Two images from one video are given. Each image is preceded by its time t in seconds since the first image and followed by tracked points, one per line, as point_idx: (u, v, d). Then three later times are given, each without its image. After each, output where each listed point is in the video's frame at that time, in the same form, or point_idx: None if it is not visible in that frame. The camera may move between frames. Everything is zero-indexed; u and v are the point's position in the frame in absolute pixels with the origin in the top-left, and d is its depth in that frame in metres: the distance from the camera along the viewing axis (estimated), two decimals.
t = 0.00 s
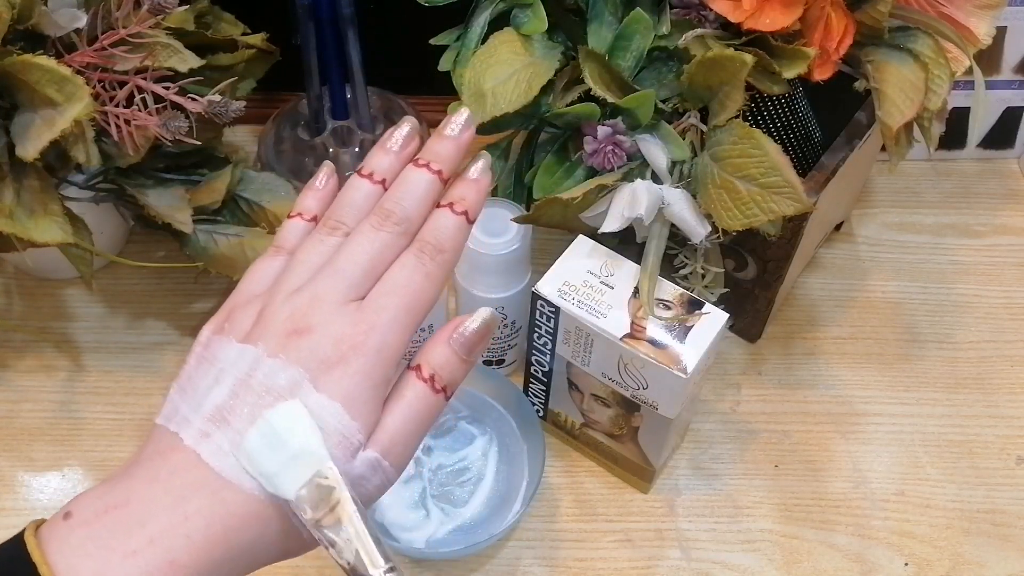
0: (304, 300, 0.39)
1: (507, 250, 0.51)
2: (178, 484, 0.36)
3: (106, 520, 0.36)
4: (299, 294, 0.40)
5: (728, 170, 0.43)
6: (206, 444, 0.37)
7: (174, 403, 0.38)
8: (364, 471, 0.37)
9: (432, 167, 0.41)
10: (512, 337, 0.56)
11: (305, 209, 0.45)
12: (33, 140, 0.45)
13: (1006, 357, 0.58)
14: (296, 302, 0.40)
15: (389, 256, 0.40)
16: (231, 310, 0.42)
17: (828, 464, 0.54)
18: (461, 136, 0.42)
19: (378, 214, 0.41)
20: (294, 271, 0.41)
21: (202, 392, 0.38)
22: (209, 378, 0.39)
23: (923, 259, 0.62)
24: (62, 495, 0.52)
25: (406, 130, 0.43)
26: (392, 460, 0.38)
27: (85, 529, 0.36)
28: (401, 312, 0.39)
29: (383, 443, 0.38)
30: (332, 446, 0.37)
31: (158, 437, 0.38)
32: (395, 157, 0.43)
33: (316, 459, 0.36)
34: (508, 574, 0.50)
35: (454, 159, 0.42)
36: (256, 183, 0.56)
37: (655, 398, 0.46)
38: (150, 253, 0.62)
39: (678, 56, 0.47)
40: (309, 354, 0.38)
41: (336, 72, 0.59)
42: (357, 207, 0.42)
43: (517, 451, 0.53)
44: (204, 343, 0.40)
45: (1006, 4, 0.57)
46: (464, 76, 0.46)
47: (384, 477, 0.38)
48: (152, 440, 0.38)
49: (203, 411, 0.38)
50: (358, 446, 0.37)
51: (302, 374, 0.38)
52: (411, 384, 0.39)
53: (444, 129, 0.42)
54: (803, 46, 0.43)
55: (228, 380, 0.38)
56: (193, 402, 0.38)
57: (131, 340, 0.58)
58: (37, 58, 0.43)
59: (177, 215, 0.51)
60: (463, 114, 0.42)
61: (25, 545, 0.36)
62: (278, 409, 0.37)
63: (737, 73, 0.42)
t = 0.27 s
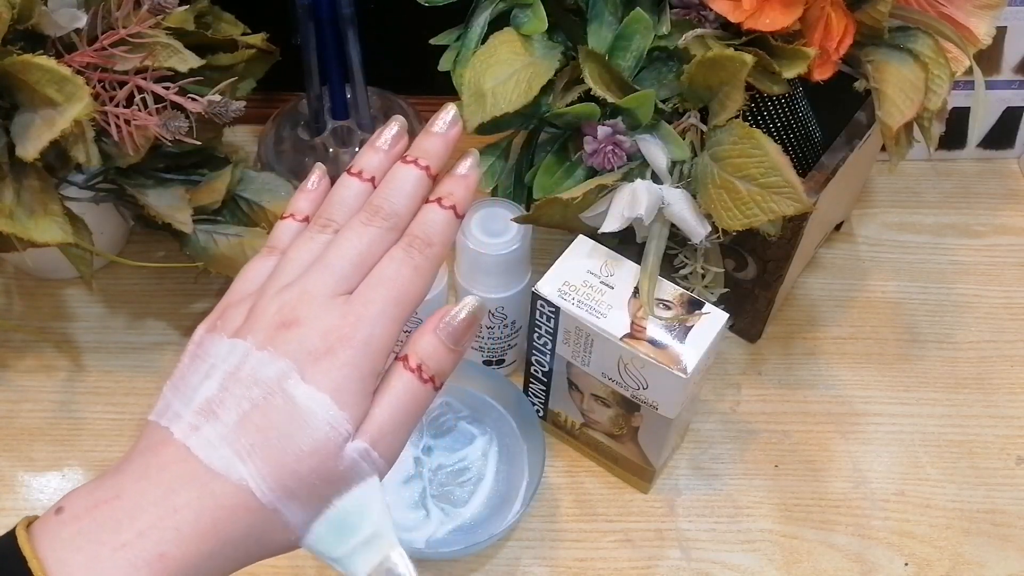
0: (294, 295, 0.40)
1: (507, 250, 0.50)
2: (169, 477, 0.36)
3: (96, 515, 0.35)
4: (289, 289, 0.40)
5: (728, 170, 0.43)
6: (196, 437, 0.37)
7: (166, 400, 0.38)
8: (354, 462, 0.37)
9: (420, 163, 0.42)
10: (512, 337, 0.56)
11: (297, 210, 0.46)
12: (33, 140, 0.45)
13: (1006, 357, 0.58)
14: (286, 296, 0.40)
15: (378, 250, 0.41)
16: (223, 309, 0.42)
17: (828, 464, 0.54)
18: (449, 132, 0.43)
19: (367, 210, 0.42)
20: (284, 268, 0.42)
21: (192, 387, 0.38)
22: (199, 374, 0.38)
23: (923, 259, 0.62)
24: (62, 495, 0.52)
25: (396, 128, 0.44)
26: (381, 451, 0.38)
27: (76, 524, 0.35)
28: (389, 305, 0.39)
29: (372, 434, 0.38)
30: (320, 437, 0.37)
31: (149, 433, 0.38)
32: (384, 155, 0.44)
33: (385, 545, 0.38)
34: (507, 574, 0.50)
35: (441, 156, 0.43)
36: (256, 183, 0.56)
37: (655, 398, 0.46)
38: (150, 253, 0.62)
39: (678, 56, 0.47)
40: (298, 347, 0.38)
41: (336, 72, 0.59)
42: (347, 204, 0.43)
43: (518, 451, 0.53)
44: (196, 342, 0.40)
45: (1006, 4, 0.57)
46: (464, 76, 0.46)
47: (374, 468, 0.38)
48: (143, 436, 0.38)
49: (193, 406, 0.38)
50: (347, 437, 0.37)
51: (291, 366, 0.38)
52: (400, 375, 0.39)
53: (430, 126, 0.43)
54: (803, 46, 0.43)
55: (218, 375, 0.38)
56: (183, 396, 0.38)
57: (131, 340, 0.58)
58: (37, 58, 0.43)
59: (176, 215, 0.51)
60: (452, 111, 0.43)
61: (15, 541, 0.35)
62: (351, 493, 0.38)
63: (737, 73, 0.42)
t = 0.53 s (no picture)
0: (313, 313, 0.40)
1: (507, 250, 0.51)
2: (188, 491, 0.36)
3: (116, 528, 0.36)
4: (309, 306, 0.40)
5: (728, 170, 0.43)
6: (215, 453, 0.37)
7: (184, 413, 0.39)
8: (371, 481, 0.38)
9: (438, 186, 0.42)
10: (512, 337, 0.56)
11: (314, 226, 0.46)
12: (33, 140, 0.45)
13: (1006, 357, 0.58)
14: (305, 314, 0.40)
15: (396, 272, 0.41)
16: (242, 325, 0.42)
17: (828, 465, 0.54)
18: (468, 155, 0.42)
19: (385, 231, 0.41)
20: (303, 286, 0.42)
21: (213, 403, 0.38)
22: (219, 390, 0.39)
23: (923, 259, 0.62)
24: (62, 495, 0.52)
25: (414, 149, 0.44)
26: (398, 470, 0.38)
27: (95, 536, 0.36)
28: (407, 326, 0.39)
29: (388, 453, 0.38)
30: (337, 457, 0.37)
31: (168, 446, 0.38)
32: (402, 175, 0.44)
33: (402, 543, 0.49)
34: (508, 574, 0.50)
35: (460, 179, 0.42)
36: (256, 183, 0.56)
37: (655, 398, 0.46)
38: (150, 253, 0.62)
39: (678, 56, 0.47)
40: (316, 366, 0.38)
41: (336, 72, 0.59)
42: (366, 223, 0.43)
43: (517, 451, 0.53)
44: (215, 356, 0.41)
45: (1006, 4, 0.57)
46: (465, 76, 0.46)
47: (390, 487, 0.38)
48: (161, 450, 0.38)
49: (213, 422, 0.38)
50: (365, 457, 0.37)
51: (310, 384, 0.38)
52: (415, 395, 0.39)
53: (448, 149, 0.43)
54: (803, 46, 0.43)
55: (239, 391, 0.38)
56: (202, 411, 0.38)
57: (131, 340, 0.58)
58: (37, 58, 0.43)
59: (177, 215, 0.51)
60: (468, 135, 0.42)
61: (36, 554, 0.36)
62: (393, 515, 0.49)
63: (737, 73, 0.42)
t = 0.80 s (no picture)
0: (296, 298, 0.40)
1: (507, 250, 0.50)
2: (171, 478, 0.36)
3: (99, 516, 0.36)
4: (292, 290, 0.40)
5: (728, 170, 0.43)
6: (198, 438, 0.37)
7: (167, 401, 0.39)
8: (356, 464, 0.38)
9: (424, 169, 0.43)
10: (512, 337, 0.56)
11: (299, 213, 0.46)
12: (33, 140, 0.45)
13: (1006, 357, 0.58)
14: (288, 299, 0.40)
15: (380, 255, 0.41)
16: (225, 312, 0.42)
17: (828, 464, 0.54)
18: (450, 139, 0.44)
19: (370, 214, 0.42)
20: (286, 271, 0.42)
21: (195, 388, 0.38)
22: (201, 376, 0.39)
23: (923, 259, 0.62)
24: (62, 495, 0.52)
25: (398, 134, 0.44)
26: (383, 453, 0.39)
27: (78, 525, 0.36)
28: (392, 309, 0.39)
29: (374, 436, 0.38)
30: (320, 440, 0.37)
31: (150, 434, 0.38)
32: (386, 160, 0.44)
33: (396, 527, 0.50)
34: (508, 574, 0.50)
35: (444, 162, 0.43)
36: (256, 183, 0.56)
37: (655, 398, 0.46)
38: (150, 253, 0.62)
39: (678, 56, 0.47)
40: (300, 349, 0.38)
41: (336, 72, 0.59)
42: (349, 209, 0.43)
43: (517, 452, 0.53)
44: (199, 343, 0.41)
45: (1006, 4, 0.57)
46: (464, 76, 0.46)
47: (376, 470, 0.39)
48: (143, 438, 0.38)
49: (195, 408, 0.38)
50: (349, 440, 0.38)
51: (294, 368, 0.38)
52: (402, 378, 0.39)
53: (433, 133, 0.44)
54: (803, 46, 0.43)
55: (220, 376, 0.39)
56: (186, 398, 0.38)
57: (131, 340, 0.58)
58: (37, 58, 0.43)
59: (176, 215, 0.51)
60: (452, 118, 0.44)
61: (17, 543, 0.36)
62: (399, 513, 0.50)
63: (737, 73, 0.42)
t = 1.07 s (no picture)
0: (275, 289, 0.39)
1: (507, 250, 0.50)
2: (152, 468, 0.36)
3: (83, 506, 0.36)
4: (271, 284, 0.40)
5: (728, 170, 0.43)
6: (179, 430, 0.37)
7: (149, 394, 0.39)
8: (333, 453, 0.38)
9: (400, 163, 0.42)
10: (512, 337, 0.56)
11: (279, 209, 0.46)
12: (33, 140, 0.45)
13: (1006, 358, 0.58)
14: (267, 290, 0.40)
15: (358, 246, 0.41)
16: (207, 306, 0.42)
17: (828, 464, 0.54)
18: (427, 133, 0.43)
19: (347, 207, 0.41)
20: (265, 264, 0.41)
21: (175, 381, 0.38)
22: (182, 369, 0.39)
23: (923, 259, 0.62)
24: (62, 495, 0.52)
25: (376, 129, 0.44)
26: (362, 442, 0.38)
27: (62, 515, 0.36)
28: (370, 299, 0.39)
29: (352, 425, 0.38)
30: (298, 431, 0.37)
31: (133, 427, 0.38)
32: (363, 155, 0.44)
33: None
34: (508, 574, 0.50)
35: (421, 156, 0.43)
36: (256, 183, 0.56)
37: (655, 398, 0.46)
38: (150, 253, 0.62)
39: (678, 56, 0.47)
40: (278, 342, 0.38)
41: (336, 72, 0.59)
42: (328, 204, 0.43)
43: (517, 451, 0.53)
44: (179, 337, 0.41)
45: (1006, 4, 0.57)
46: (465, 75, 0.46)
47: (354, 460, 0.38)
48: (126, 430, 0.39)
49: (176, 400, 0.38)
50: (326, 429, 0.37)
51: (271, 360, 0.38)
52: (380, 368, 0.39)
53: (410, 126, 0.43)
54: (802, 46, 0.43)
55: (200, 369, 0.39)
56: (167, 390, 0.38)
57: (132, 341, 0.58)
58: (37, 58, 0.43)
59: (176, 215, 0.51)
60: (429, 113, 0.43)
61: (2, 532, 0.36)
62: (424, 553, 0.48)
63: (737, 73, 0.42)
